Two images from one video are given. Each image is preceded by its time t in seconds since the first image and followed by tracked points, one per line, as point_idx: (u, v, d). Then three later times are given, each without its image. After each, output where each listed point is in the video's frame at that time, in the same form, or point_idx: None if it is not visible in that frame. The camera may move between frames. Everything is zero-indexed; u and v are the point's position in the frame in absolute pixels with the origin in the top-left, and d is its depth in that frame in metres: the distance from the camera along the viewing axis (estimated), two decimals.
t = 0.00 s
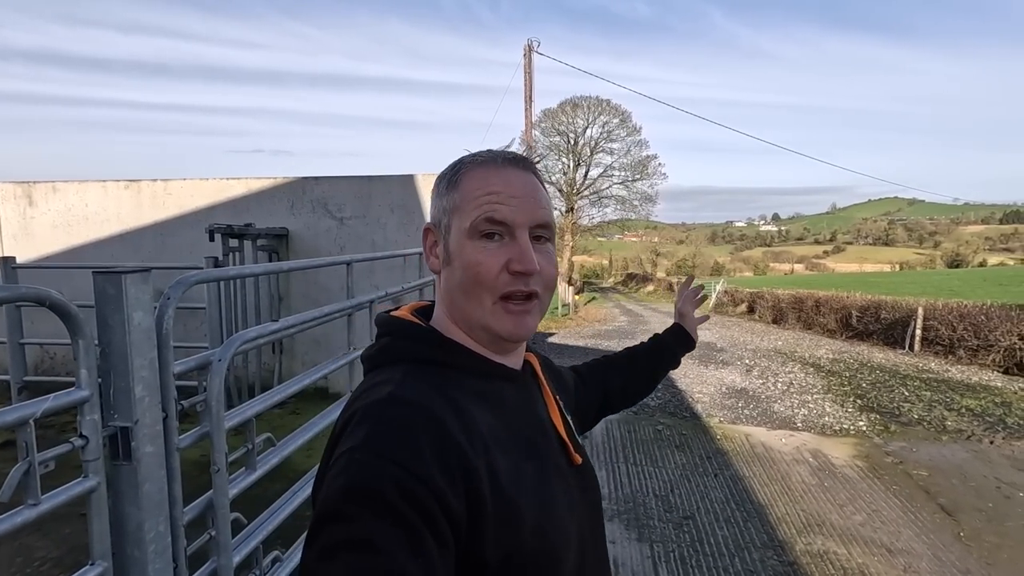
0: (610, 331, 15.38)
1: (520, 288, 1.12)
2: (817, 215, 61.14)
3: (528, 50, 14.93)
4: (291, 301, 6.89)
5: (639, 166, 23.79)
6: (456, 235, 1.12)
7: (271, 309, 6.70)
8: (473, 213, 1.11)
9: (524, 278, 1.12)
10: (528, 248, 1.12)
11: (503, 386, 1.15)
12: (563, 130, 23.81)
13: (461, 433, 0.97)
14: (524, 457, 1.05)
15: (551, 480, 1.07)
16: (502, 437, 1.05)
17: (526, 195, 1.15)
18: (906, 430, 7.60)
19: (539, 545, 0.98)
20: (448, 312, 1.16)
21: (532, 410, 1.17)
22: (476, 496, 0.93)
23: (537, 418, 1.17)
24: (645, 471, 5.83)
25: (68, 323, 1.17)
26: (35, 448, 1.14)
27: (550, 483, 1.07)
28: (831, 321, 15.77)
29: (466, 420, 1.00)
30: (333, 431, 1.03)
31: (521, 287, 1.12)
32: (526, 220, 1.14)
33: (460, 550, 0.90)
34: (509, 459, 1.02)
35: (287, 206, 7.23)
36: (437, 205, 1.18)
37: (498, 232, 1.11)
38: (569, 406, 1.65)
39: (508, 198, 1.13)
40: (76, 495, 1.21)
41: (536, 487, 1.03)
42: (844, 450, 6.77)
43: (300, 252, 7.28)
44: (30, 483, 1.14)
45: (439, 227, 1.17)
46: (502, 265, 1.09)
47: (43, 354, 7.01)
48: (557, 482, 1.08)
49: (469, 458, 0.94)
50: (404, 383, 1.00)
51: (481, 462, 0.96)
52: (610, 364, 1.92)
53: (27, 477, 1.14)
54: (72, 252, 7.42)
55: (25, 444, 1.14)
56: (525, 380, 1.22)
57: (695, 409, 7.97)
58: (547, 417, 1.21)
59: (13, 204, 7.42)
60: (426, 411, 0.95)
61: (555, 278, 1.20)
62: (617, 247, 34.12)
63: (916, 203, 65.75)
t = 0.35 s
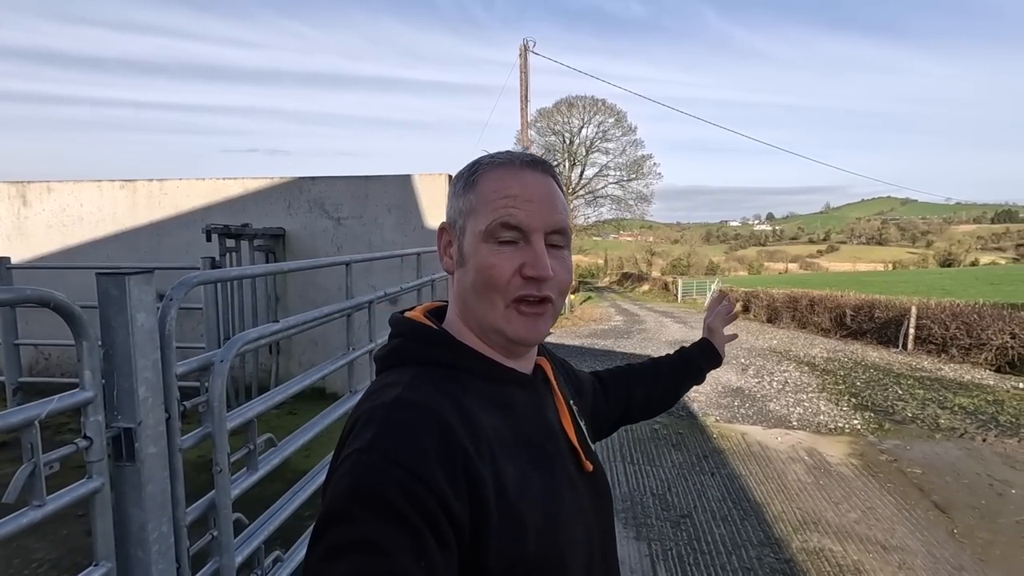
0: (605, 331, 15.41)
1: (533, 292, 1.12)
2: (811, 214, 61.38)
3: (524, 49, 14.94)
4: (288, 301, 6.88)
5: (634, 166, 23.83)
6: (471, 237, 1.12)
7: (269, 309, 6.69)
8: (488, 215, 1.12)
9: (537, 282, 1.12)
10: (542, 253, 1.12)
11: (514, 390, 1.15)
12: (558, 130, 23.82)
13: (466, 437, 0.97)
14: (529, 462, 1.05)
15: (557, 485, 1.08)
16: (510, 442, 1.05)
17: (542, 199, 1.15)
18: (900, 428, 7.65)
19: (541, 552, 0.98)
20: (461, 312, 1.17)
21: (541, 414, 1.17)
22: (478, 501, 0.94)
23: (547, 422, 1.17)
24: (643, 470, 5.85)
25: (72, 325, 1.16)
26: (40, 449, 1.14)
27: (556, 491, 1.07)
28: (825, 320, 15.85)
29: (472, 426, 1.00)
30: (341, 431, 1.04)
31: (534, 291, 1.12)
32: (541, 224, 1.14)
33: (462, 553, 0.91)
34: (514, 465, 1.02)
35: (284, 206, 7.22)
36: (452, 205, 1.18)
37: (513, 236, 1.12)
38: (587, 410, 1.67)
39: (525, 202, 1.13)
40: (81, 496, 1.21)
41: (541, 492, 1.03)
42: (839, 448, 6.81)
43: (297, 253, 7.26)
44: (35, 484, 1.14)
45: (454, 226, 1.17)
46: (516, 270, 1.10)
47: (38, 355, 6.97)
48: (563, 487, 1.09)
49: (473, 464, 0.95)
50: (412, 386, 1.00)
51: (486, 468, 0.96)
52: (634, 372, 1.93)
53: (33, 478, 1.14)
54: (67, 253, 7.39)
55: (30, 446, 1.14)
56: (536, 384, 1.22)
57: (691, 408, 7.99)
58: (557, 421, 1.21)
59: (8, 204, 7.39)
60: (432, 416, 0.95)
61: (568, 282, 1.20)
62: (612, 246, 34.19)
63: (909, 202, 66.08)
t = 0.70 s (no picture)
0: (603, 331, 15.45)
1: (549, 286, 1.15)
2: (806, 214, 61.57)
3: (521, 50, 14.97)
4: (288, 301, 6.89)
5: (630, 166, 23.88)
6: (485, 232, 1.14)
7: (269, 309, 6.69)
8: (502, 210, 1.13)
9: (553, 276, 1.15)
10: (558, 246, 1.15)
11: (521, 389, 1.16)
12: (555, 130, 23.85)
13: (473, 438, 0.98)
14: (538, 464, 1.07)
15: (563, 488, 1.09)
16: (517, 443, 1.06)
17: (555, 193, 1.17)
18: (895, 425, 7.70)
19: (545, 556, 0.99)
20: (475, 307, 1.19)
21: (548, 414, 1.19)
22: (483, 504, 0.95)
23: (554, 423, 1.18)
24: (642, 467, 5.88)
25: (90, 323, 1.18)
26: (59, 443, 1.16)
27: (561, 494, 1.07)
28: (821, 320, 15.92)
29: (480, 427, 1.01)
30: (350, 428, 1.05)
31: (550, 284, 1.15)
32: (555, 218, 1.17)
33: (466, 555, 0.92)
34: (523, 469, 1.03)
35: (283, 206, 7.22)
36: (461, 201, 1.19)
37: (528, 230, 1.14)
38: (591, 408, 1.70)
39: (539, 196, 1.15)
40: (98, 490, 1.22)
41: (548, 495, 1.04)
42: (834, 445, 6.85)
43: (297, 253, 7.27)
44: (54, 477, 1.15)
45: (466, 222, 1.18)
46: (533, 263, 1.13)
47: (37, 355, 6.96)
48: (569, 490, 1.10)
49: (479, 466, 0.96)
50: (420, 386, 1.02)
51: (492, 470, 0.97)
52: (640, 375, 1.95)
53: (52, 471, 1.15)
54: (66, 253, 7.38)
55: (50, 440, 1.15)
56: (544, 384, 1.23)
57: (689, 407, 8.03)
58: (565, 421, 1.22)
59: (7, 205, 7.37)
60: (439, 417, 0.96)
61: (580, 275, 1.23)
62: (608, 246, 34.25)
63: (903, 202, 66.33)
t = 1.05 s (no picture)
0: (602, 331, 15.47)
1: (550, 284, 1.18)
2: (805, 215, 61.63)
3: (519, 51, 15.01)
4: (290, 301, 6.91)
5: (629, 166, 23.92)
6: (485, 232, 1.16)
7: (271, 309, 6.72)
8: (502, 209, 1.15)
9: (553, 274, 1.17)
10: (558, 245, 1.18)
11: (523, 386, 1.18)
12: (554, 131, 23.87)
13: (477, 437, 1.00)
14: (542, 462, 1.08)
15: (568, 484, 1.10)
16: (521, 441, 1.08)
17: (553, 193, 1.21)
18: (892, 424, 7.73)
19: (552, 551, 1.01)
20: (474, 307, 1.21)
21: (551, 411, 1.21)
22: (488, 500, 0.97)
23: (557, 420, 1.20)
24: (641, 466, 5.90)
25: (108, 321, 1.20)
26: (80, 436, 1.18)
27: (568, 489, 1.09)
28: (819, 319, 15.96)
29: (482, 426, 1.03)
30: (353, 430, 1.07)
31: (550, 282, 1.17)
32: (555, 217, 1.20)
33: (473, 553, 0.94)
34: (528, 466, 1.05)
35: (285, 206, 7.24)
36: (460, 202, 1.21)
37: (528, 229, 1.16)
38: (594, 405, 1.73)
39: (538, 196, 1.18)
40: (115, 483, 1.24)
41: (553, 492, 1.06)
42: (832, 444, 6.87)
43: (298, 253, 7.29)
44: (75, 470, 1.18)
45: (464, 223, 1.20)
46: (533, 263, 1.15)
47: (39, 355, 6.97)
48: (574, 486, 1.11)
49: (483, 465, 0.97)
50: (423, 387, 1.03)
51: (496, 468, 0.99)
52: (647, 377, 1.98)
53: (73, 464, 1.18)
54: (68, 253, 7.39)
55: (70, 434, 1.17)
56: (546, 379, 1.25)
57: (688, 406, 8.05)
58: (567, 417, 1.24)
59: (9, 205, 7.38)
60: (442, 417, 0.98)
61: (578, 274, 1.26)
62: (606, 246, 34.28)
63: (901, 202, 66.40)
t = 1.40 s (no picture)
0: (604, 331, 15.47)
1: (556, 289, 1.19)
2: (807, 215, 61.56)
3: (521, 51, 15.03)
4: (293, 301, 6.93)
5: (631, 167, 23.93)
6: (496, 232, 1.17)
7: (274, 309, 6.74)
8: (514, 212, 1.17)
9: (560, 279, 1.19)
10: (567, 252, 1.19)
11: (520, 386, 1.19)
12: (555, 131, 23.88)
13: (477, 436, 1.00)
14: (541, 461, 1.09)
15: (567, 483, 1.11)
16: (520, 441, 1.08)
17: (565, 199, 1.23)
18: (892, 424, 7.73)
19: (553, 550, 1.01)
20: (478, 306, 1.21)
21: (549, 412, 1.22)
22: (489, 499, 0.97)
23: (555, 421, 1.21)
24: (643, 465, 5.90)
25: (119, 319, 1.22)
26: (92, 431, 1.19)
27: (567, 488, 1.10)
28: (820, 320, 15.94)
29: (482, 426, 1.03)
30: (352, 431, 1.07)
31: (557, 287, 1.19)
32: (564, 222, 1.21)
33: (475, 552, 0.94)
34: (528, 465, 1.05)
35: (288, 207, 7.27)
36: (471, 200, 1.22)
37: (538, 233, 1.18)
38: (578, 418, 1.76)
39: (550, 200, 1.20)
40: (126, 477, 1.25)
41: (553, 491, 1.06)
42: (832, 443, 6.87)
43: (301, 253, 7.32)
44: (87, 463, 1.19)
45: (475, 221, 1.21)
46: (541, 267, 1.17)
47: (45, 355, 7.00)
48: (573, 485, 1.12)
49: (483, 464, 0.98)
50: (423, 387, 1.04)
51: (497, 467, 0.99)
52: (637, 382, 1.98)
53: (86, 458, 1.19)
54: (73, 254, 7.43)
55: (83, 428, 1.18)
56: (543, 377, 1.27)
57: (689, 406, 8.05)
58: (565, 416, 1.26)
59: (15, 206, 7.42)
60: (441, 417, 0.98)
61: (582, 280, 1.28)
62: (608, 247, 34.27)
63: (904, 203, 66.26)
